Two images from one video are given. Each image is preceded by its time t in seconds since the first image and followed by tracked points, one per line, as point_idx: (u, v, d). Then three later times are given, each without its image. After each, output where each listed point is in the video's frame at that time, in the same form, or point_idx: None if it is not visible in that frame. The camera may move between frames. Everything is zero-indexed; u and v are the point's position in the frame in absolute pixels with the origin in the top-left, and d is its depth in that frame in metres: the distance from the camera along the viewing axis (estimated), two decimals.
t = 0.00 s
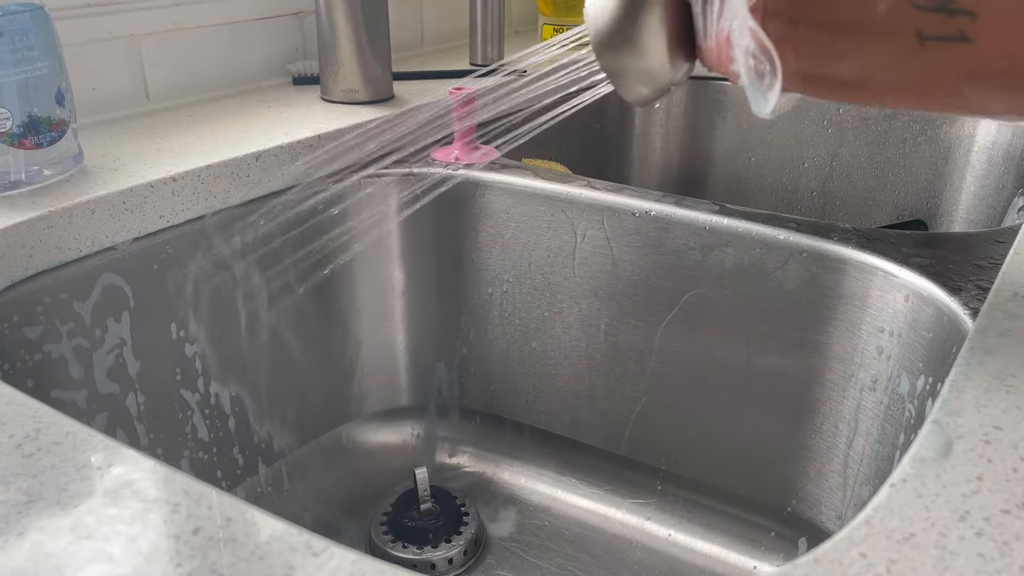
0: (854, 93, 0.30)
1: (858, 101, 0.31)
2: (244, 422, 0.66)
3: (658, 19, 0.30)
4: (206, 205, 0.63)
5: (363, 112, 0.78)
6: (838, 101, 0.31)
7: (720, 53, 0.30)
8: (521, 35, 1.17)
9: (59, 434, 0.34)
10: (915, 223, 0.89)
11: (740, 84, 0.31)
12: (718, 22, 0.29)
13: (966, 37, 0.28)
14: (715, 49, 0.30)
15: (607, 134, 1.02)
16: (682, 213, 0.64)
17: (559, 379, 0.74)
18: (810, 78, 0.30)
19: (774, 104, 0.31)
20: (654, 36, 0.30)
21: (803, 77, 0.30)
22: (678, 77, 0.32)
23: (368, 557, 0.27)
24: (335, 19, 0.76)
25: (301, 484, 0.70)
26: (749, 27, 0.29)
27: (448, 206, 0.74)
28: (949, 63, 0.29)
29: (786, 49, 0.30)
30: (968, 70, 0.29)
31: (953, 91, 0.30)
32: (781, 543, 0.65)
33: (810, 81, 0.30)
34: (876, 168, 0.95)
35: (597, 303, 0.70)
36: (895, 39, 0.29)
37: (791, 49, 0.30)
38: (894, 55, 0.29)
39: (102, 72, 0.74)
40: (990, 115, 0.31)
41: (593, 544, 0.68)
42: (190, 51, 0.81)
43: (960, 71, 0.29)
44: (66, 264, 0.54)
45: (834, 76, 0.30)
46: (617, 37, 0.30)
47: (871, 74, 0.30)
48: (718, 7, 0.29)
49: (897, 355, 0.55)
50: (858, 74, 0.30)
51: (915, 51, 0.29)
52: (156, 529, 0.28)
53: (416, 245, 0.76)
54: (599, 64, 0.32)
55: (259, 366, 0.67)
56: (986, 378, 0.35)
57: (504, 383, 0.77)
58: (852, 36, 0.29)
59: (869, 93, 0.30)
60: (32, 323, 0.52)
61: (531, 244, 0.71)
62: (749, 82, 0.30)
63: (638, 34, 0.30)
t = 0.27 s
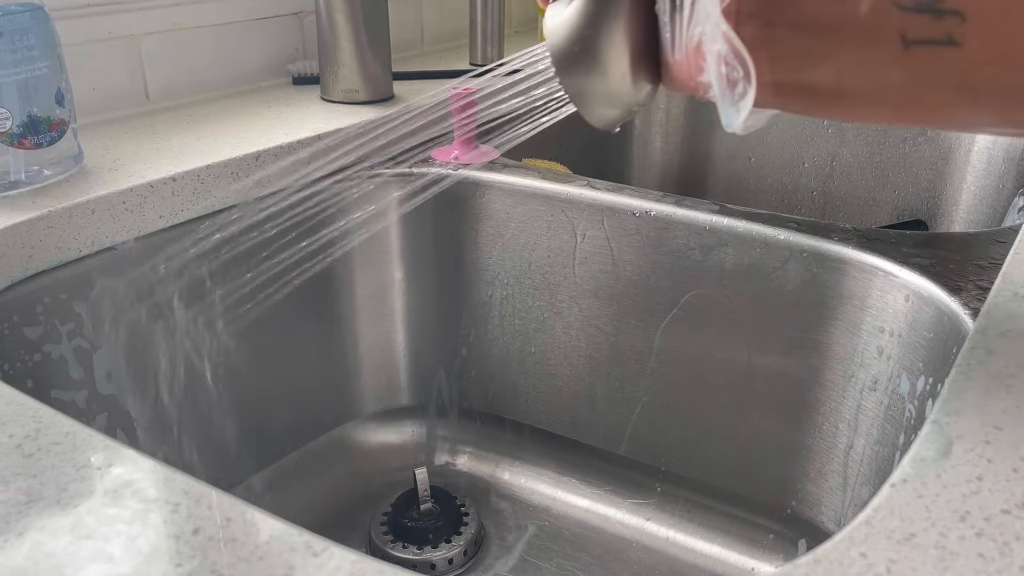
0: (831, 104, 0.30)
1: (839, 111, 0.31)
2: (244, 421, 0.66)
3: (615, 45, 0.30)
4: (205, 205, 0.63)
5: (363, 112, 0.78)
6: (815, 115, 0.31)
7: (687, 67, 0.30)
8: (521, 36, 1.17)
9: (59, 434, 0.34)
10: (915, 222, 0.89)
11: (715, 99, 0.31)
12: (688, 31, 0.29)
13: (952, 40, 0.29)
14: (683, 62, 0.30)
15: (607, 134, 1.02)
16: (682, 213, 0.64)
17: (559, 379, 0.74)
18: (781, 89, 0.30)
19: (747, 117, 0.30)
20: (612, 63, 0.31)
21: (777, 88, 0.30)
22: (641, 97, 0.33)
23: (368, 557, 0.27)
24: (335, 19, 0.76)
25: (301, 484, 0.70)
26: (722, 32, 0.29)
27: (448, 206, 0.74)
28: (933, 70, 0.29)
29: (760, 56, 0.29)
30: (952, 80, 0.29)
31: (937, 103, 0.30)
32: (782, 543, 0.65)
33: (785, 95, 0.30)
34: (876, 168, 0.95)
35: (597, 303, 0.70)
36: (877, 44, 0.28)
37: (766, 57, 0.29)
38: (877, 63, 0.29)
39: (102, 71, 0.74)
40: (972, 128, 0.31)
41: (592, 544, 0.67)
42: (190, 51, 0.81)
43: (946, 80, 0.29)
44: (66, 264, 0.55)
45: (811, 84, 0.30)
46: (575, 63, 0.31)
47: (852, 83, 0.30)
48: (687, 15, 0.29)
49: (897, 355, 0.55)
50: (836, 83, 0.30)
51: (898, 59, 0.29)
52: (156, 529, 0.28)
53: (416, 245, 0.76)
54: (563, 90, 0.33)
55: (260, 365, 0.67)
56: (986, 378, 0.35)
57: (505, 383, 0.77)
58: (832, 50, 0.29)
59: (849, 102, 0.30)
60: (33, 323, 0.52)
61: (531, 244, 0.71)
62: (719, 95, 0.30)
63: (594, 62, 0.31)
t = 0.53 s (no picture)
0: (818, 109, 0.31)
1: (829, 116, 0.31)
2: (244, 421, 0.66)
3: (588, 59, 0.31)
4: (206, 205, 0.63)
5: (364, 112, 0.78)
6: (802, 122, 0.31)
7: (663, 79, 0.31)
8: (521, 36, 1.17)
9: (59, 434, 0.34)
10: (916, 223, 0.89)
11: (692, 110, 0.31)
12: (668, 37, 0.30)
13: (940, 40, 0.29)
14: (662, 72, 0.31)
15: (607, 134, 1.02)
16: (682, 213, 0.64)
17: (560, 379, 0.74)
18: (761, 95, 0.30)
19: (725, 126, 0.31)
20: (584, 76, 0.31)
21: (759, 94, 0.30)
22: (615, 117, 0.33)
23: (367, 557, 0.27)
24: (335, 19, 0.77)
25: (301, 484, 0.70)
26: (700, 34, 0.29)
27: (448, 206, 0.74)
28: (919, 72, 0.29)
29: (740, 61, 0.30)
30: (943, 81, 0.29)
31: (924, 106, 0.30)
32: (783, 543, 0.64)
33: (768, 102, 0.31)
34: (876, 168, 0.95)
35: (597, 303, 0.70)
36: (863, 46, 0.29)
37: (745, 62, 0.30)
38: (865, 66, 0.29)
39: (103, 72, 0.74)
40: (967, 133, 0.31)
41: (593, 544, 0.67)
42: (190, 51, 0.81)
43: (933, 84, 0.29)
44: (66, 264, 0.55)
45: (795, 89, 0.30)
46: (547, 76, 0.31)
47: (839, 85, 0.30)
48: (665, 20, 0.30)
49: (897, 355, 0.55)
50: (819, 86, 0.30)
51: (884, 60, 0.29)
52: (156, 529, 0.28)
53: (416, 245, 0.76)
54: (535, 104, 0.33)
55: (260, 365, 0.67)
56: (986, 378, 0.35)
57: (505, 383, 0.77)
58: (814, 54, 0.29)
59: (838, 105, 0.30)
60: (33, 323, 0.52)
61: (531, 243, 0.71)
62: (697, 106, 0.31)
63: (567, 76, 0.31)
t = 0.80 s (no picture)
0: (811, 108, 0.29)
1: (821, 116, 0.30)
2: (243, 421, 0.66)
3: (570, 67, 0.31)
4: (206, 207, 0.64)
5: (364, 112, 0.78)
6: (794, 122, 0.30)
7: (651, 79, 0.30)
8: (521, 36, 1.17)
9: (58, 434, 0.34)
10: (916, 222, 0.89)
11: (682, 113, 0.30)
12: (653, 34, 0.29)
13: (939, 32, 0.27)
14: (648, 72, 0.30)
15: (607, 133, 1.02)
16: (682, 213, 0.64)
17: (559, 379, 0.74)
18: (752, 93, 0.29)
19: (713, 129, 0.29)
20: (566, 85, 0.31)
21: (747, 93, 0.29)
22: (598, 125, 0.34)
23: (367, 557, 0.27)
24: (335, 19, 0.77)
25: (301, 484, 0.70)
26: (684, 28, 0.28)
27: (448, 206, 0.74)
28: (917, 68, 0.28)
29: (728, 59, 0.28)
30: (941, 78, 0.28)
31: (923, 105, 0.29)
32: (783, 543, 0.64)
33: (758, 101, 0.29)
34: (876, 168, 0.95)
35: (598, 303, 0.70)
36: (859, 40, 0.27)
37: (732, 61, 0.28)
38: (861, 62, 0.28)
39: (103, 71, 0.74)
40: (969, 134, 0.30)
41: (593, 545, 0.67)
42: (190, 51, 0.81)
43: (930, 80, 0.28)
44: (66, 264, 0.55)
45: (787, 87, 0.29)
46: (529, 85, 0.32)
47: (833, 82, 0.28)
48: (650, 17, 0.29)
49: (897, 355, 0.55)
50: (811, 84, 0.28)
51: (881, 55, 0.28)
52: (156, 529, 0.28)
53: (416, 245, 0.76)
54: (518, 116, 0.34)
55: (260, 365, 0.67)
56: (987, 378, 0.35)
57: (505, 383, 0.77)
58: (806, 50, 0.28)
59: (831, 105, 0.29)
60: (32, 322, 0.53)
61: (531, 243, 0.71)
62: (684, 107, 0.29)
63: (550, 86, 0.31)
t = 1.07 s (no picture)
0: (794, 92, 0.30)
1: (803, 99, 0.30)
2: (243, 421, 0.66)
3: (557, 53, 0.32)
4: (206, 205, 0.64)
5: (364, 112, 0.78)
6: (779, 106, 0.31)
7: (632, 63, 0.31)
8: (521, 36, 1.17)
9: (58, 434, 0.33)
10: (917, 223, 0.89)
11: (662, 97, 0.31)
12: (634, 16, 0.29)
13: (918, 13, 0.27)
14: (630, 56, 0.30)
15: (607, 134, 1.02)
16: (682, 213, 0.64)
17: (559, 380, 0.74)
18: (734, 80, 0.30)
19: (692, 112, 0.30)
20: (553, 70, 0.32)
21: (727, 78, 0.29)
22: (585, 113, 0.34)
23: (367, 557, 0.27)
24: (335, 19, 0.77)
25: (301, 484, 0.70)
26: (663, 12, 0.28)
27: (448, 206, 0.74)
28: (897, 50, 0.28)
29: (707, 40, 0.28)
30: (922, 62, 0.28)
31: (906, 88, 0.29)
32: (783, 543, 0.64)
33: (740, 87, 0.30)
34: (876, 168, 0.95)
35: (598, 303, 0.70)
36: (837, 22, 0.28)
37: (711, 44, 0.29)
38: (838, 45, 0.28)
39: (102, 71, 0.74)
40: (953, 115, 0.30)
41: (593, 545, 0.67)
42: (190, 51, 0.81)
43: (910, 64, 0.28)
44: (66, 264, 0.56)
45: (767, 70, 0.29)
46: (517, 70, 0.33)
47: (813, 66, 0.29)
48: None
49: (897, 355, 0.55)
50: (792, 68, 0.29)
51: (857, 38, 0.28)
52: (156, 529, 0.28)
53: (416, 245, 0.76)
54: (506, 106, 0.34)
55: (259, 365, 0.67)
56: (987, 378, 0.35)
57: (505, 382, 0.77)
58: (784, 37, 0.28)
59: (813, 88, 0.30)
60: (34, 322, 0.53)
61: (531, 243, 0.71)
62: (665, 89, 0.30)
63: (537, 71, 0.32)
